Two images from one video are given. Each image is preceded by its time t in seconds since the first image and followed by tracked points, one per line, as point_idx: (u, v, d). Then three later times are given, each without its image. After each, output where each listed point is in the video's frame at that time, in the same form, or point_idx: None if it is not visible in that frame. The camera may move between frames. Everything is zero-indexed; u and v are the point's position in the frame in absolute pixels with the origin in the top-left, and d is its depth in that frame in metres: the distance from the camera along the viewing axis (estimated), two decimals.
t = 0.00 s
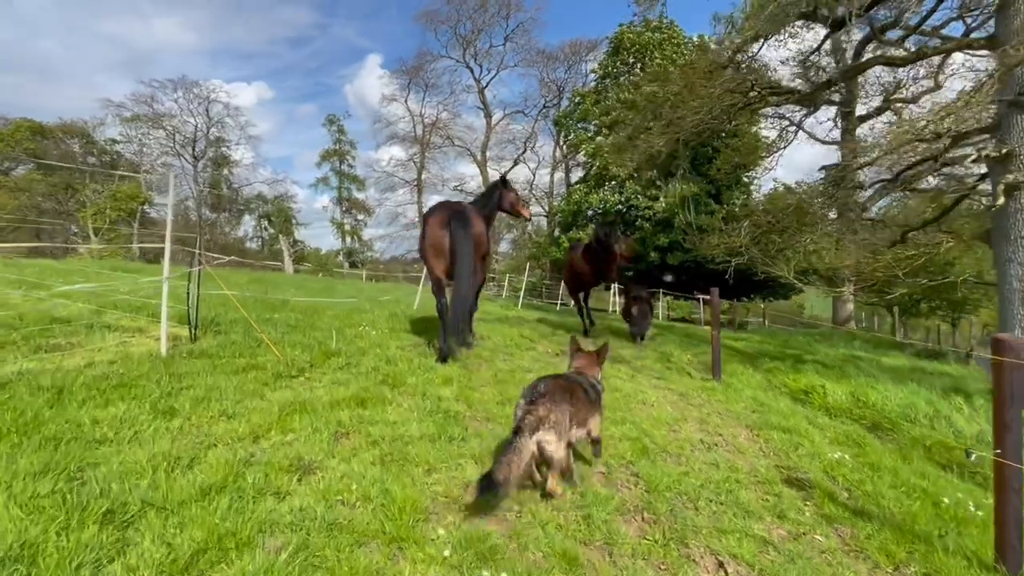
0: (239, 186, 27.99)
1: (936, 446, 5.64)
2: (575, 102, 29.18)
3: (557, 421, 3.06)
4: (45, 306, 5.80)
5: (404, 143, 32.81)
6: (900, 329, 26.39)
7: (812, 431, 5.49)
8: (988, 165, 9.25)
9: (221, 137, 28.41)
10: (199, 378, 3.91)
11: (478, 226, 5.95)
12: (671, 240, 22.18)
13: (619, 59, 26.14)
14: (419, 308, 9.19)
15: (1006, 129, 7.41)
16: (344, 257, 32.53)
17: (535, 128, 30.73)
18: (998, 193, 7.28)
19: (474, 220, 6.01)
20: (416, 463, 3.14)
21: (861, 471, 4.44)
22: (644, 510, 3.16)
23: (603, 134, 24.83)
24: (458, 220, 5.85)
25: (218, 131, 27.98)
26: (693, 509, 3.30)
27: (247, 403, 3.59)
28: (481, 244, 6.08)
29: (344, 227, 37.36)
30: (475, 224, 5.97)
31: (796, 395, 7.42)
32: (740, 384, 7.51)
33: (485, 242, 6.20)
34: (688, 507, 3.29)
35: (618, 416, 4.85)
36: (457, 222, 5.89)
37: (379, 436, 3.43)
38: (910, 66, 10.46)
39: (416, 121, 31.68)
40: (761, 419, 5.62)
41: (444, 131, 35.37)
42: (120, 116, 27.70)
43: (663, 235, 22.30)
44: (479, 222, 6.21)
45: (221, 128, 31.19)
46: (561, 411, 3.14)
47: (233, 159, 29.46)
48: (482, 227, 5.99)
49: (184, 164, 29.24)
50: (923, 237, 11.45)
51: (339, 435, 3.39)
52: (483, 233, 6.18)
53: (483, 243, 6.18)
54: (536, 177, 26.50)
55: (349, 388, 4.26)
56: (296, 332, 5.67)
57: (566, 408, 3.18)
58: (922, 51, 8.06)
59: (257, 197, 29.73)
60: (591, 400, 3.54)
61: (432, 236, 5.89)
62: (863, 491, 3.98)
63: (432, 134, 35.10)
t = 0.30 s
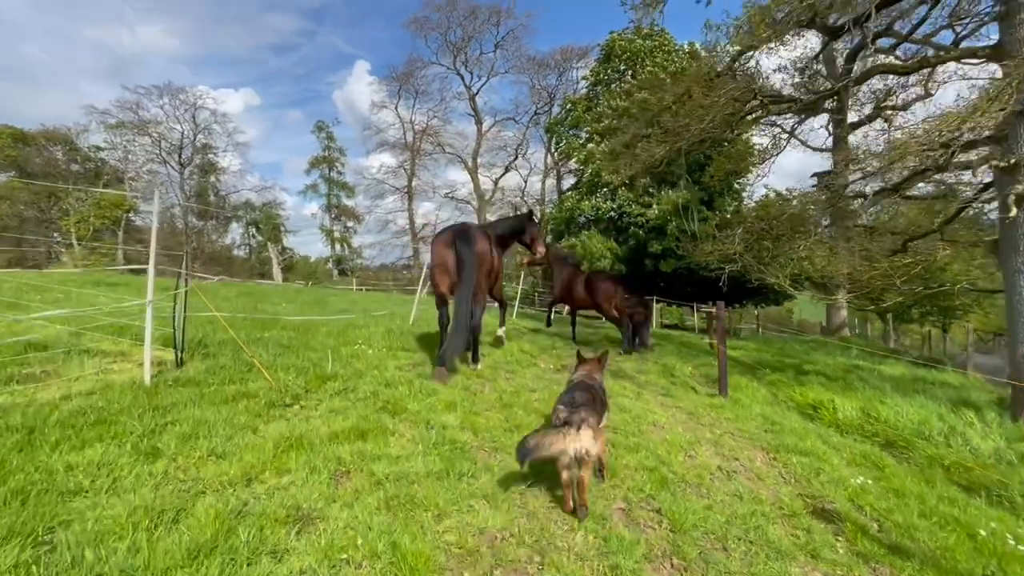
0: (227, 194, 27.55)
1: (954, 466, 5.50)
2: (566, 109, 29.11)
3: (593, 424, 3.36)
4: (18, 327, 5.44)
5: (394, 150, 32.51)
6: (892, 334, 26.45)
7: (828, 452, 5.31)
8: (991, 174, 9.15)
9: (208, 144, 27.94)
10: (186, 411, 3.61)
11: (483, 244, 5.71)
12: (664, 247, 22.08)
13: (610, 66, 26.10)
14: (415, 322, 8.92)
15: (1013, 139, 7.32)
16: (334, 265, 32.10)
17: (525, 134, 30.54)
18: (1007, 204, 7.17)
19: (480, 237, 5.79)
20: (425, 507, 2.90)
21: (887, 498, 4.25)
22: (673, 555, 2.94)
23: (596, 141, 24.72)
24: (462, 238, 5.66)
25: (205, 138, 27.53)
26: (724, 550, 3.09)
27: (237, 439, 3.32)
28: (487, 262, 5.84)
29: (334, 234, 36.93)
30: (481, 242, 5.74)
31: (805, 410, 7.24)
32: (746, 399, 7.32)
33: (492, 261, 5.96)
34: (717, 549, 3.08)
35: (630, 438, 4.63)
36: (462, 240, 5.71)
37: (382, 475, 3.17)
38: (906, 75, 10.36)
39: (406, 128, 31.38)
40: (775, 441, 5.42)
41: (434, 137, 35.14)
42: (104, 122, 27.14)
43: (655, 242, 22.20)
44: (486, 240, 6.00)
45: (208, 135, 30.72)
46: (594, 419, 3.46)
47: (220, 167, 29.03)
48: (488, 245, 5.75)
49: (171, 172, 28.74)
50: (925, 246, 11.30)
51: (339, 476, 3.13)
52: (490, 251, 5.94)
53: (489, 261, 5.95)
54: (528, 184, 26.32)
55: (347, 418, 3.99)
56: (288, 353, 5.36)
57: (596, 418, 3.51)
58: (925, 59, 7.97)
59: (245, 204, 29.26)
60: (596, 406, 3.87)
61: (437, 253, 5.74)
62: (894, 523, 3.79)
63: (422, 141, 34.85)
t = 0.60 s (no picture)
0: (213, 200, 27.02)
1: (976, 480, 5.27)
2: (557, 114, 28.97)
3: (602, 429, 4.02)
4: None
5: (383, 156, 32.23)
6: (885, 339, 26.41)
7: (846, 468, 5.05)
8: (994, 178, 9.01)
9: (194, 150, 27.52)
10: (157, 435, 3.26)
11: (481, 247, 5.51)
12: (656, 253, 21.92)
13: (600, 72, 26.03)
14: (406, 332, 8.57)
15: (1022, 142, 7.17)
16: (322, 272, 31.61)
17: (516, 140, 30.31)
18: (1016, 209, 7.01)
19: (480, 240, 5.60)
20: (427, 547, 2.58)
21: (916, 519, 4.00)
22: None
23: (588, 147, 24.54)
24: (460, 242, 5.54)
25: (191, 144, 27.04)
26: None
27: (213, 468, 2.98)
28: (489, 266, 5.62)
29: (322, 241, 36.45)
30: (480, 244, 5.55)
31: (814, 421, 6.99)
32: (752, 410, 7.06)
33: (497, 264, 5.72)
34: None
35: (641, 456, 4.34)
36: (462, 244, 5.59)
37: (377, 508, 2.85)
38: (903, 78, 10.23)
39: (395, 134, 31.02)
40: (790, 456, 5.16)
41: (424, 143, 34.87)
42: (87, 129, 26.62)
43: (648, 247, 22.05)
44: (493, 243, 5.79)
45: (194, 141, 30.23)
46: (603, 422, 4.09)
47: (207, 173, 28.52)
48: (488, 247, 5.54)
49: (156, 178, 28.19)
50: (927, 250, 11.12)
51: (328, 510, 2.80)
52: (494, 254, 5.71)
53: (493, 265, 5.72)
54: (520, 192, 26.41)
55: (337, 440, 3.65)
56: (275, 367, 5.03)
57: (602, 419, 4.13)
58: (930, 60, 7.82)
59: (232, 211, 28.76)
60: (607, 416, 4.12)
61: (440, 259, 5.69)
62: (930, 550, 3.53)
63: (412, 147, 34.58)
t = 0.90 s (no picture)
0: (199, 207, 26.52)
1: (994, 503, 5.09)
2: (547, 121, 28.83)
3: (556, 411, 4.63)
4: None
5: (372, 162, 31.88)
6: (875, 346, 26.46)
7: (863, 493, 4.84)
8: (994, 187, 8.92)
9: (179, 155, 27.02)
10: (125, 478, 2.95)
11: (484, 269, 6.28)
12: (648, 260, 21.76)
13: (591, 79, 25.93)
14: (398, 347, 8.25)
15: None
16: (311, 279, 31.14)
17: (507, 147, 30.10)
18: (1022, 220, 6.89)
19: (483, 262, 6.36)
20: None
21: (944, 553, 3.79)
22: None
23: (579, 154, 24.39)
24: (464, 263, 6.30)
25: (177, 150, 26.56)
26: None
27: (186, 516, 2.67)
28: (490, 286, 6.38)
29: (310, 248, 35.96)
30: (482, 267, 6.33)
31: (821, 440, 6.77)
32: (758, 428, 6.82)
33: (497, 284, 6.49)
34: None
35: (653, 487, 4.06)
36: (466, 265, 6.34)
37: (372, 561, 2.58)
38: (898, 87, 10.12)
39: (384, 140, 30.70)
40: (804, 480, 4.93)
41: (413, 149, 34.57)
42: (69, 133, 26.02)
43: (640, 255, 21.90)
44: (496, 265, 6.54)
45: (179, 146, 29.68)
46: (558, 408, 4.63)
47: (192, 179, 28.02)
48: (489, 269, 6.28)
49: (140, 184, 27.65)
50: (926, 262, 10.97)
51: (317, 567, 2.51)
52: (495, 275, 6.48)
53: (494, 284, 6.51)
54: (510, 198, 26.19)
55: (326, 477, 3.35)
56: (259, 391, 4.71)
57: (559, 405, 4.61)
58: (932, 69, 7.71)
59: (218, 217, 28.24)
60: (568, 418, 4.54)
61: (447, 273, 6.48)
62: None
63: (402, 153, 34.27)
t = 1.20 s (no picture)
0: (185, 210, 25.96)
1: (1020, 514, 4.89)
2: (538, 124, 28.65)
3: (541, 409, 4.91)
4: None
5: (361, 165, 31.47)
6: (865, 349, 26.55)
7: (887, 506, 4.63)
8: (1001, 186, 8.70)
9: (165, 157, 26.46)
10: (97, 505, 2.65)
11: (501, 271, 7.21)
12: (640, 264, 21.57)
13: (582, 82, 25.79)
14: (392, 353, 7.94)
15: None
16: (299, 283, 30.63)
17: (497, 150, 29.86)
18: None
19: (503, 264, 7.35)
20: None
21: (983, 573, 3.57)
22: None
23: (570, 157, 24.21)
24: (487, 264, 7.30)
25: (162, 152, 26.00)
26: None
27: (164, 551, 2.36)
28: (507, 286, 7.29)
29: (298, 251, 35.42)
30: (502, 268, 7.31)
31: (832, 448, 6.57)
32: (767, 436, 6.61)
33: (516, 284, 7.41)
34: None
35: (672, 504, 3.81)
36: (489, 266, 7.36)
37: None
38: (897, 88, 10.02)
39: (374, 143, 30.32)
40: (824, 493, 4.71)
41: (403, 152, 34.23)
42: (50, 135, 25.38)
43: (632, 258, 21.70)
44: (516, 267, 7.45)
45: (164, 148, 29.09)
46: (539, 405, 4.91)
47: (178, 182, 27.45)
48: (507, 269, 7.24)
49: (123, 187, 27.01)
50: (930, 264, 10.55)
51: None
52: (515, 276, 7.38)
53: (514, 284, 7.43)
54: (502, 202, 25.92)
55: (321, 500, 3.06)
56: (247, 403, 4.39)
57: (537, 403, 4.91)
58: (939, 68, 7.58)
59: (204, 221, 27.67)
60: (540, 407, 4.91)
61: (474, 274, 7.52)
62: None
63: (391, 156, 33.92)
